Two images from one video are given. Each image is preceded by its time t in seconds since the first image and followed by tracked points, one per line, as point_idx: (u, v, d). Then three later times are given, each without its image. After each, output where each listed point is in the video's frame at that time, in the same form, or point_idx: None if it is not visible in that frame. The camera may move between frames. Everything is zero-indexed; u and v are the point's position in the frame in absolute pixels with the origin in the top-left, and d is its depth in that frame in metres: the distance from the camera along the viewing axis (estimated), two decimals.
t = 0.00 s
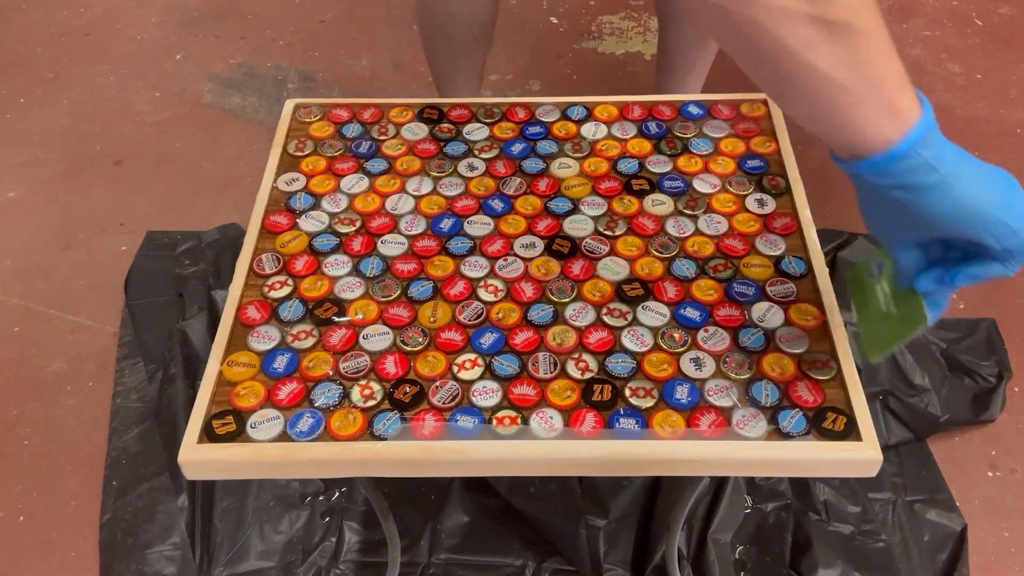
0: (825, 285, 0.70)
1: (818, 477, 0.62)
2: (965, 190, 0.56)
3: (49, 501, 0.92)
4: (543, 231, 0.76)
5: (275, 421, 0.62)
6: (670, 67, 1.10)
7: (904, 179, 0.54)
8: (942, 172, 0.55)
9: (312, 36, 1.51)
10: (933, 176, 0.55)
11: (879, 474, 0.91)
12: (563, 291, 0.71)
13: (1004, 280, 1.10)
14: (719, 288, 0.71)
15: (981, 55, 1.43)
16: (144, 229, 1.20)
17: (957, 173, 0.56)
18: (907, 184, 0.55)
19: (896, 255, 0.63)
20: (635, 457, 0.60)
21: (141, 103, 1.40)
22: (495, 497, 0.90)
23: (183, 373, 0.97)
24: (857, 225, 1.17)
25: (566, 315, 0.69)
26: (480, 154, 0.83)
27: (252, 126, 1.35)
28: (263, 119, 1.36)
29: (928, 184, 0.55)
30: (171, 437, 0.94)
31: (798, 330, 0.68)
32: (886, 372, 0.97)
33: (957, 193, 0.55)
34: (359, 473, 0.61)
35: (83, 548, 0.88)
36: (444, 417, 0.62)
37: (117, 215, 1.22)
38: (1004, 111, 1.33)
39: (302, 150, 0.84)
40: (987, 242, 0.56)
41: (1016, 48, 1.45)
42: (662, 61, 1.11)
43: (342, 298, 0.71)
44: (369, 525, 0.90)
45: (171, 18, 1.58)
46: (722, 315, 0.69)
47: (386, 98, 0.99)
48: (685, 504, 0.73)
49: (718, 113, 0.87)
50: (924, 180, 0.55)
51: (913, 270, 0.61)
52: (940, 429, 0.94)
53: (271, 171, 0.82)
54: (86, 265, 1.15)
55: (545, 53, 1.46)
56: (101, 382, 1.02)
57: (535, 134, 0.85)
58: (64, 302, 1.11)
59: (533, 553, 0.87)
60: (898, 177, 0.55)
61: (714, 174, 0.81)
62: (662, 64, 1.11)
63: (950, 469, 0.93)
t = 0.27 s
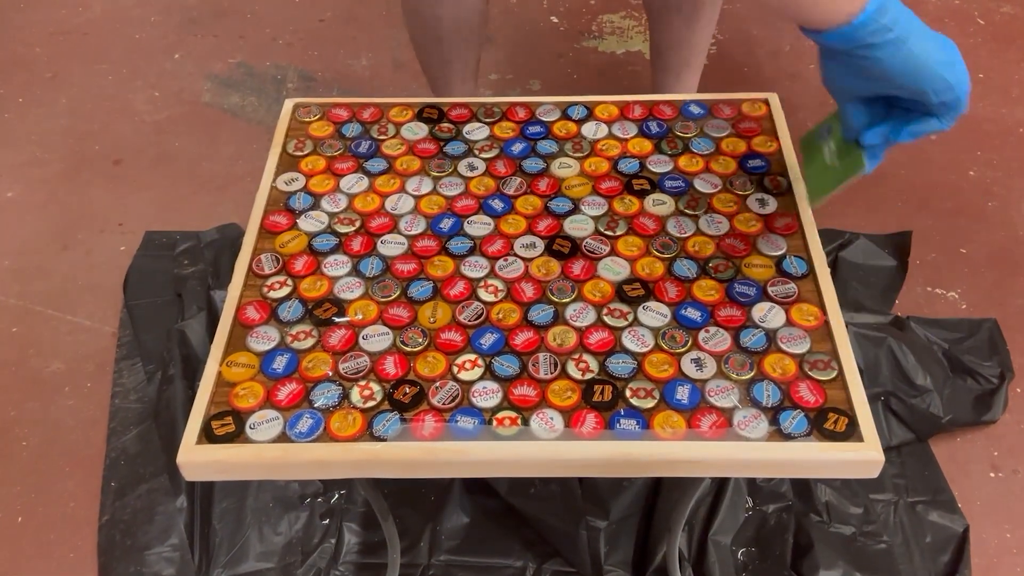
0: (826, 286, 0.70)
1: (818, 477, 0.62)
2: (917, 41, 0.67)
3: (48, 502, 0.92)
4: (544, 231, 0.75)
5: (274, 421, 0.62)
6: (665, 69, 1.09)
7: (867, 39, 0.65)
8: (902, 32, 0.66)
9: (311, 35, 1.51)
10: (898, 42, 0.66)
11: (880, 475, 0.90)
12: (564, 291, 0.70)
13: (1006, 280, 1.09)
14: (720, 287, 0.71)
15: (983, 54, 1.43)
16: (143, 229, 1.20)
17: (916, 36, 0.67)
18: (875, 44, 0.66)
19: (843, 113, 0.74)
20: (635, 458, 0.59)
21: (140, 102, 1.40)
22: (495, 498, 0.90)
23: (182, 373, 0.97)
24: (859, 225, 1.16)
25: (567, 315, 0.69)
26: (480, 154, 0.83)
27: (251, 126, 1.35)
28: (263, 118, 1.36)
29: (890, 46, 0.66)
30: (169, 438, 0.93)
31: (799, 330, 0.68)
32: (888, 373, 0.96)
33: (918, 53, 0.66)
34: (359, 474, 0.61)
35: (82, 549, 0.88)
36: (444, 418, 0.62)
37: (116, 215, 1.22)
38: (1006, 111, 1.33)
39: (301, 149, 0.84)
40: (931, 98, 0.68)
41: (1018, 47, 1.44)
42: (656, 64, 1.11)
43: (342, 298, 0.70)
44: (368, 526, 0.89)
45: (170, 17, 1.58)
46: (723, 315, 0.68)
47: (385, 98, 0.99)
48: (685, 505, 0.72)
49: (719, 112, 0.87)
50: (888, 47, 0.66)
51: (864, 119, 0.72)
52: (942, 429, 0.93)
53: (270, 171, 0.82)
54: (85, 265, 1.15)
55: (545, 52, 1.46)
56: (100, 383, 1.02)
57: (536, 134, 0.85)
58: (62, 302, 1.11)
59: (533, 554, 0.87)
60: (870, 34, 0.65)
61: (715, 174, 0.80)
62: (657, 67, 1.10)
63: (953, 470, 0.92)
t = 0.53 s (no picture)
0: (828, 286, 0.70)
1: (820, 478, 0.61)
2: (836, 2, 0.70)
3: (46, 503, 0.91)
4: (544, 231, 0.75)
5: (273, 422, 0.62)
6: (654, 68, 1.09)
7: None
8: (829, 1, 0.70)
9: (311, 35, 1.51)
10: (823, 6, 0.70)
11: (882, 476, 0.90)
12: (564, 291, 0.70)
13: (1008, 280, 1.09)
14: (721, 288, 0.70)
15: (985, 53, 1.43)
16: (141, 229, 1.19)
17: None
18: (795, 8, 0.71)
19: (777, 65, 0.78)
20: (636, 459, 0.59)
21: (138, 102, 1.39)
22: (496, 499, 0.89)
23: (181, 374, 0.97)
24: (861, 225, 1.16)
25: (567, 315, 0.69)
26: (480, 154, 0.83)
27: (251, 125, 1.34)
28: (262, 118, 1.35)
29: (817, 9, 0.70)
30: (168, 439, 0.93)
31: (800, 331, 0.67)
32: (890, 374, 0.96)
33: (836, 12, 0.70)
34: (358, 475, 0.61)
35: (80, 550, 0.88)
36: (444, 418, 0.62)
37: (114, 215, 1.21)
38: (1008, 110, 1.32)
39: (301, 149, 0.83)
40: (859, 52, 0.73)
41: (1020, 46, 1.44)
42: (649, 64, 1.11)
43: (341, 298, 0.70)
44: (368, 527, 0.89)
45: (169, 16, 1.57)
46: (724, 315, 0.68)
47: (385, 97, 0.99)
48: (686, 506, 0.72)
49: (720, 112, 0.87)
50: None
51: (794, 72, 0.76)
52: (943, 430, 0.93)
53: (269, 171, 0.81)
54: (83, 266, 1.14)
55: (545, 51, 1.45)
56: (98, 383, 1.02)
57: (536, 133, 0.84)
58: (61, 302, 1.10)
59: (534, 556, 0.87)
60: None
61: (716, 174, 0.80)
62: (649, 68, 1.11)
63: (955, 471, 0.92)
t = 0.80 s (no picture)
0: (830, 287, 0.69)
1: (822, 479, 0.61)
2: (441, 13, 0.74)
3: (45, 504, 0.91)
4: (544, 231, 0.75)
5: (273, 423, 0.61)
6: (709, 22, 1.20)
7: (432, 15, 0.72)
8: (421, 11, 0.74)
9: (310, 34, 1.50)
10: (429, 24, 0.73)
11: (884, 477, 0.90)
12: (564, 291, 0.70)
13: (1010, 280, 1.09)
14: (722, 288, 0.70)
15: (987, 53, 1.42)
16: (140, 229, 1.19)
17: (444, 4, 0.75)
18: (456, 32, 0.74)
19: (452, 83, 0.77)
20: (637, 460, 0.59)
21: (137, 101, 1.39)
22: (496, 500, 0.89)
23: (179, 375, 0.96)
24: (862, 225, 1.16)
25: (567, 316, 0.68)
26: (480, 153, 0.82)
27: (250, 125, 1.34)
28: (261, 118, 1.35)
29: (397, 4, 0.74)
30: (166, 440, 0.92)
31: (802, 331, 0.67)
32: (892, 375, 0.95)
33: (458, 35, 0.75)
34: (358, 477, 0.60)
35: (79, 552, 0.87)
36: (444, 419, 0.61)
37: (113, 215, 1.21)
38: (1010, 110, 1.32)
39: (300, 149, 0.83)
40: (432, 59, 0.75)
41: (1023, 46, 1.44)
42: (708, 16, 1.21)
43: (341, 299, 0.70)
44: (367, 528, 0.89)
45: (167, 15, 1.57)
46: (725, 316, 0.68)
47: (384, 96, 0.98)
48: (688, 507, 0.72)
49: (721, 111, 0.86)
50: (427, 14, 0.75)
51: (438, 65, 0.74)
52: (945, 431, 0.93)
53: (269, 171, 0.81)
54: (81, 266, 1.14)
55: (545, 50, 1.45)
56: (97, 384, 1.01)
57: (536, 133, 0.84)
58: (59, 303, 1.10)
59: (534, 557, 0.86)
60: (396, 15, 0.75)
61: (718, 174, 0.80)
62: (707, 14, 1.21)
63: (957, 472, 0.92)
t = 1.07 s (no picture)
0: (831, 287, 0.69)
1: (823, 480, 0.61)
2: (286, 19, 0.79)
3: (44, 505, 0.91)
4: (545, 231, 0.74)
5: (272, 424, 0.61)
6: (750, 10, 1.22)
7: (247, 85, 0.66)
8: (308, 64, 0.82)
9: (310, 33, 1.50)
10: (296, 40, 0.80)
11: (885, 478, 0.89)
12: (564, 292, 0.69)
13: (1013, 280, 1.08)
14: (723, 288, 0.69)
15: (989, 52, 1.42)
16: (139, 229, 1.18)
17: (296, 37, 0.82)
18: None
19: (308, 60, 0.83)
20: (638, 461, 0.58)
21: (136, 101, 1.39)
22: (495, 501, 0.88)
23: (178, 376, 0.96)
24: (863, 225, 1.15)
25: (568, 316, 0.68)
26: (480, 153, 0.82)
27: (249, 124, 1.33)
28: (260, 117, 1.35)
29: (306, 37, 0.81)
30: (165, 440, 0.92)
31: (803, 332, 0.66)
32: (893, 376, 0.95)
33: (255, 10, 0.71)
34: (358, 478, 0.60)
35: (77, 553, 0.87)
36: (444, 420, 0.61)
37: (112, 215, 1.21)
38: (1012, 109, 1.32)
39: (299, 148, 0.83)
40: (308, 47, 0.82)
41: None
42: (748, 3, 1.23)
43: (340, 299, 0.69)
44: (367, 530, 0.88)
45: (166, 14, 1.57)
46: (726, 316, 0.67)
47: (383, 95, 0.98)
48: (689, 509, 0.71)
49: (722, 111, 0.86)
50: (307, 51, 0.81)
51: (287, 41, 0.82)
52: (947, 432, 0.92)
53: (268, 171, 0.80)
54: (80, 266, 1.14)
55: (546, 49, 1.44)
56: (96, 385, 1.01)
57: (536, 133, 0.84)
58: (58, 303, 1.09)
59: (534, 558, 0.86)
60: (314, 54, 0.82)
61: (719, 173, 0.79)
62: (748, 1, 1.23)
63: (959, 473, 0.91)
